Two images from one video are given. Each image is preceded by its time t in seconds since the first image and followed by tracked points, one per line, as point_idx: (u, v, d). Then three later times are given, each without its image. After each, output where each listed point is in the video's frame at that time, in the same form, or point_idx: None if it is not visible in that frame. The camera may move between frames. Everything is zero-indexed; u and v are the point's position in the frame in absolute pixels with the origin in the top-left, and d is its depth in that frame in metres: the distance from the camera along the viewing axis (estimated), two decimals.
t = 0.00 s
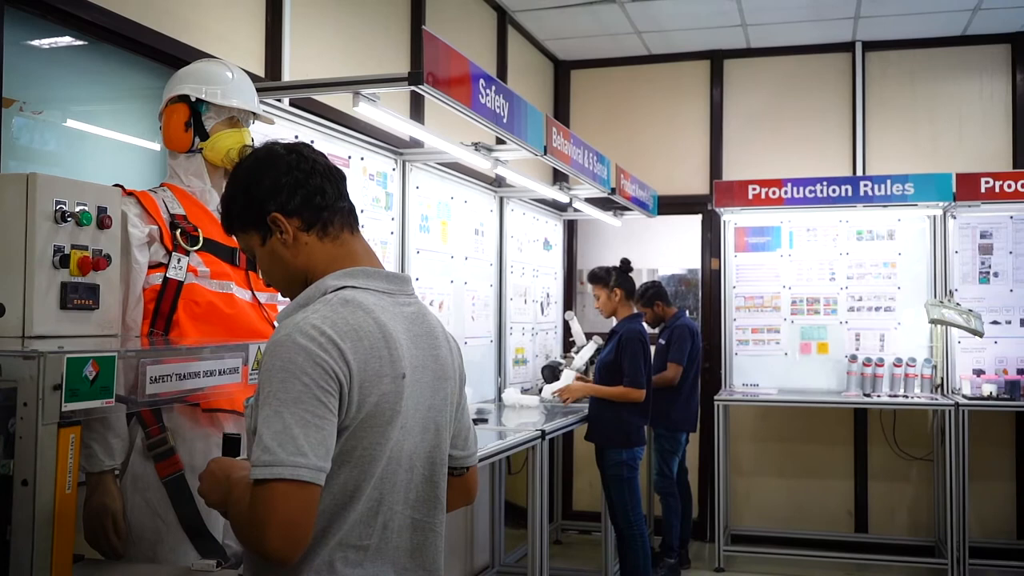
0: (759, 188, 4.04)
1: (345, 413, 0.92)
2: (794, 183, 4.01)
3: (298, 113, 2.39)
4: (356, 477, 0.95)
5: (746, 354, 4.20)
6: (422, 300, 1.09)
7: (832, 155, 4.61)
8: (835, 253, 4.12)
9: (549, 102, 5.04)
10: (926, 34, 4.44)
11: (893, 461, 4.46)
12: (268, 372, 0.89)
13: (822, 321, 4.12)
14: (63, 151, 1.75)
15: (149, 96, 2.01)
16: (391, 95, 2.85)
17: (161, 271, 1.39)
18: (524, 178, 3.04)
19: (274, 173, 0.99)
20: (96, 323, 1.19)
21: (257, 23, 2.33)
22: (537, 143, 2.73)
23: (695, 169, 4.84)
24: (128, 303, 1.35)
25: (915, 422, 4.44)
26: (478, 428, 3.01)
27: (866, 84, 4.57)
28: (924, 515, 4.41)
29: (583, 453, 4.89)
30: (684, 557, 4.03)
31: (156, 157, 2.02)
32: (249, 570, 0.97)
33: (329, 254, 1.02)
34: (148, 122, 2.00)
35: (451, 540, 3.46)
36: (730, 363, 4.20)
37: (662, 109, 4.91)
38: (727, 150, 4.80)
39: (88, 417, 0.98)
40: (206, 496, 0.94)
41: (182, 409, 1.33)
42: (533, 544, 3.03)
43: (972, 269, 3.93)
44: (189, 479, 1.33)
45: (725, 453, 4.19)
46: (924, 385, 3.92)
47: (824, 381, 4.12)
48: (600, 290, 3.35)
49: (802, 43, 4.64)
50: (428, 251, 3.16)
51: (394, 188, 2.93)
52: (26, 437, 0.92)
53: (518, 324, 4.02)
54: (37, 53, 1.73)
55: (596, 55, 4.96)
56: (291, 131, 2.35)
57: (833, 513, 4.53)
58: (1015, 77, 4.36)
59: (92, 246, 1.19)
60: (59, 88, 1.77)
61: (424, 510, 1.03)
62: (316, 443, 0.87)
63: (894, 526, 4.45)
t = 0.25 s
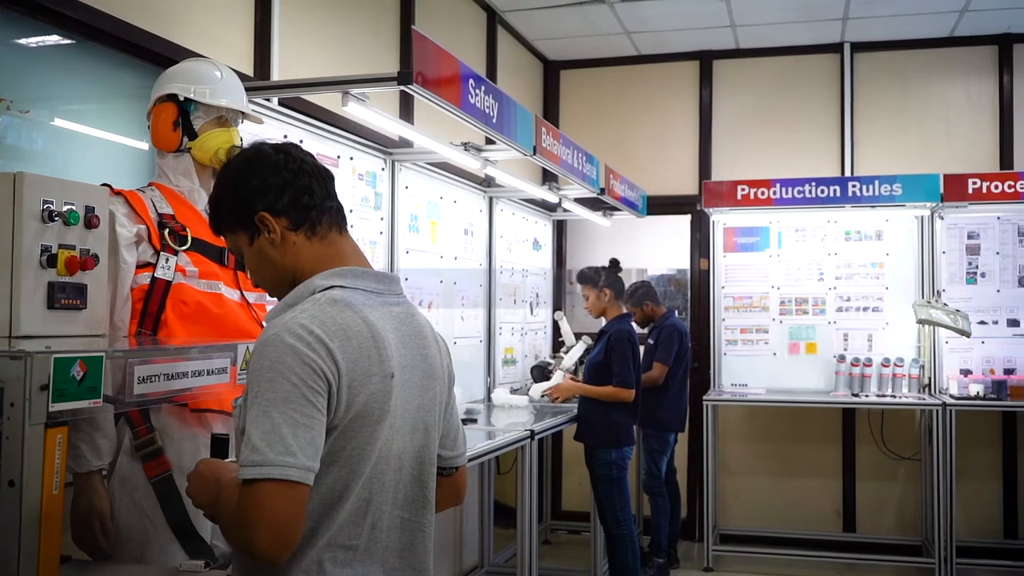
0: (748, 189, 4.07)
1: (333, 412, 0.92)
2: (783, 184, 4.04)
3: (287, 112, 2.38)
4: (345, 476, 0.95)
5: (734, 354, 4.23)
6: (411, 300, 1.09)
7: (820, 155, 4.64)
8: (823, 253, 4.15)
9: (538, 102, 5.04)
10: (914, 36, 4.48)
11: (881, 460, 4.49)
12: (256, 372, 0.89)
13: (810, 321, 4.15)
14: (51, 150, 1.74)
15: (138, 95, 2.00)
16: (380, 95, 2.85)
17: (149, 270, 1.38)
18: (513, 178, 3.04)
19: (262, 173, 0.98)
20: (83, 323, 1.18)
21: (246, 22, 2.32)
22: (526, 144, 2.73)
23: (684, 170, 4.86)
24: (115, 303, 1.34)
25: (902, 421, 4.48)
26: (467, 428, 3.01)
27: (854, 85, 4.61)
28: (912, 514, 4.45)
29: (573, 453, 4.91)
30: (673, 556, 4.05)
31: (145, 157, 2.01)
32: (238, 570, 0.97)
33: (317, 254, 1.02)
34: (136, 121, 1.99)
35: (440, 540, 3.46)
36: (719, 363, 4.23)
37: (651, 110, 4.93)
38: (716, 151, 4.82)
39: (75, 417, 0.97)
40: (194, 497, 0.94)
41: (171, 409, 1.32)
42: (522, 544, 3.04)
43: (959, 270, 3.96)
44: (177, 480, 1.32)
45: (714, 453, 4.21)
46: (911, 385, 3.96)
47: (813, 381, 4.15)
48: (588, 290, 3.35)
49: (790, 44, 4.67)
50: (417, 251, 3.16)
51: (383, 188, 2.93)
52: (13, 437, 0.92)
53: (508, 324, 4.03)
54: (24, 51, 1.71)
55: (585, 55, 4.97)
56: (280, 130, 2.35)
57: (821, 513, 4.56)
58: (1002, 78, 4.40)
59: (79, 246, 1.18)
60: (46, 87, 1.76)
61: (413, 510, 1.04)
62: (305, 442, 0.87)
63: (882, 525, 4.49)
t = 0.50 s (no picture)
0: (737, 189, 4.09)
1: (322, 412, 0.92)
2: (771, 184, 4.06)
3: (277, 112, 2.38)
4: (334, 476, 0.95)
5: (723, 354, 4.26)
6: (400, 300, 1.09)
7: (808, 156, 4.67)
8: (811, 254, 4.18)
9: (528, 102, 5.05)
10: (901, 37, 4.51)
11: (868, 460, 4.53)
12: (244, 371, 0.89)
13: (799, 321, 4.18)
14: (40, 149, 1.73)
15: (127, 95, 1.99)
16: (370, 95, 2.85)
17: (138, 270, 1.37)
18: (504, 179, 3.04)
19: (251, 173, 0.98)
20: (71, 323, 1.17)
21: (235, 21, 2.31)
22: (515, 144, 2.74)
23: (674, 170, 4.88)
24: (103, 303, 1.33)
25: (890, 421, 4.51)
26: (457, 428, 3.01)
27: (842, 87, 4.64)
28: (899, 513, 4.48)
29: (562, 452, 4.91)
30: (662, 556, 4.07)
31: (133, 156, 2.00)
32: (227, 570, 0.97)
33: (306, 254, 1.02)
34: (125, 120, 1.98)
35: (430, 541, 3.46)
36: (708, 363, 4.26)
37: (641, 110, 4.95)
38: (705, 151, 4.84)
39: (63, 417, 0.97)
40: (181, 497, 0.94)
41: (159, 409, 1.32)
42: (511, 544, 3.04)
43: (945, 270, 4.01)
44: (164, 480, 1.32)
45: (702, 453, 4.23)
46: (898, 385, 4.00)
47: (801, 381, 4.18)
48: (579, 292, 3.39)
49: (779, 45, 4.70)
50: (407, 251, 3.16)
51: (373, 187, 2.93)
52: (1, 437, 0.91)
53: (497, 324, 4.03)
54: (12, 50, 1.70)
55: (575, 55, 4.98)
56: (269, 130, 2.34)
57: (809, 512, 4.59)
58: (989, 80, 4.43)
59: (67, 245, 1.18)
60: (35, 86, 1.75)
61: (402, 510, 1.04)
62: (292, 442, 0.87)
63: (869, 524, 4.53)
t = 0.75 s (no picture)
0: (725, 190, 4.11)
1: (311, 412, 0.92)
2: (760, 185, 4.07)
3: (266, 111, 2.37)
4: (323, 477, 0.95)
5: (712, 354, 4.28)
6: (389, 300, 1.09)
7: (796, 157, 4.70)
8: (800, 254, 4.21)
9: (518, 103, 5.06)
10: (889, 39, 4.55)
11: (856, 459, 4.56)
12: (233, 371, 0.90)
13: (787, 321, 4.21)
14: (29, 149, 1.72)
15: (116, 94, 1.98)
16: (360, 95, 2.84)
17: (126, 270, 1.36)
18: (494, 178, 3.05)
19: (240, 172, 0.99)
20: (59, 323, 1.16)
21: (224, 20, 2.30)
22: (505, 144, 2.74)
23: (663, 171, 4.90)
24: (92, 303, 1.33)
25: (878, 421, 4.55)
26: (446, 428, 3.01)
27: (830, 88, 4.67)
28: (887, 513, 4.52)
29: (552, 453, 4.92)
30: (651, 556, 4.09)
31: (122, 156, 1.99)
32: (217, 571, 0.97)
33: (295, 253, 1.01)
34: (114, 119, 1.97)
35: (419, 541, 3.46)
36: (697, 363, 4.28)
37: (631, 111, 4.97)
38: (694, 152, 4.87)
39: (51, 417, 0.96)
40: (171, 495, 0.95)
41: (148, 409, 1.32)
42: (500, 544, 3.04)
43: (933, 271, 4.04)
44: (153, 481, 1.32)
45: (691, 453, 4.25)
46: (886, 385, 4.03)
47: (790, 382, 4.21)
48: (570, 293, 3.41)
49: (768, 46, 4.73)
50: (396, 251, 3.15)
51: (362, 187, 2.92)
52: None
53: (487, 324, 4.03)
54: None
55: (565, 55, 4.99)
56: (259, 130, 2.33)
57: (797, 512, 4.62)
58: (976, 81, 4.47)
59: (56, 245, 1.17)
60: (23, 85, 1.74)
61: (392, 510, 1.04)
62: (280, 442, 0.87)
63: (857, 524, 4.56)
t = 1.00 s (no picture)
0: (715, 191, 4.13)
1: (300, 412, 0.92)
2: (749, 186, 4.09)
3: (255, 111, 2.36)
4: (312, 476, 0.95)
5: (701, 355, 4.31)
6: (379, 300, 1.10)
7: (785, 158, 4.72)
8: (789, 254, 4.23)
9: (508, 103, 5.06)
10: (877, 40, 4.58)
11: (845, 459, 4.59)
12: (222, 371, 0.90)
13: (776, 321, 4.24)
14: (15, 148, 1.71)
15: (104, 93, 1.97)
16: (350, 95, 2.84)
17: (114, 269, 1.36)
18: (483, 178, 3.05)
19: (230, 172, 0.98)
20: (47, 323, 1.16)
21: (213, 18, 2.29)
22: (495, 144, 2.74)
23: (652, 171, 4.92)
24: (80, 303, 1.32)
25: (866, 421, 4.58)
26: (435, 428, 3.01)
27: (819, 89, 4.70)
28: (875, 512, 4.55)
29: (541, 453, 4.92)
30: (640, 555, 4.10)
31: (109, 155, 1.98)
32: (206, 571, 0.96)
33: (285, 253, 1.01)
34: (101, 118, 1.96)
35: (409, 542, 3.45)
36: (687, 363, 4.31)
37: (620, 112, 4.99)
38: (683, 153, 4.89)
39: (38, 417, 0.96)
40: (161, 494, 0.95)
41: (136, 409, 1.31)
42: (490, 544, 3.04)
43: (921, 271, 4.08)
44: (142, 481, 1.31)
45: (681, 453, 4.26)
46: (874, 385, 4.05)
47: (778, 382, 4.23)
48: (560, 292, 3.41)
49: (757, 46, 4.75)
50: (386, 250, 3.15)
51: (351, 187, 2.92)
52: None
53: (477, 325, 4.03)
54: None
55: (555, 55, 5.00)
56: (247, 129, 2.32)
57: (786, 512, 4.65)
58: (964, 83, 4.50)
59: (43, 244, 1.16)
60: (9, 84, 1.72)
61: (382, 510, 1.04)
62: (269, 442, 0.87)
63: (846, 524, 4.59)
